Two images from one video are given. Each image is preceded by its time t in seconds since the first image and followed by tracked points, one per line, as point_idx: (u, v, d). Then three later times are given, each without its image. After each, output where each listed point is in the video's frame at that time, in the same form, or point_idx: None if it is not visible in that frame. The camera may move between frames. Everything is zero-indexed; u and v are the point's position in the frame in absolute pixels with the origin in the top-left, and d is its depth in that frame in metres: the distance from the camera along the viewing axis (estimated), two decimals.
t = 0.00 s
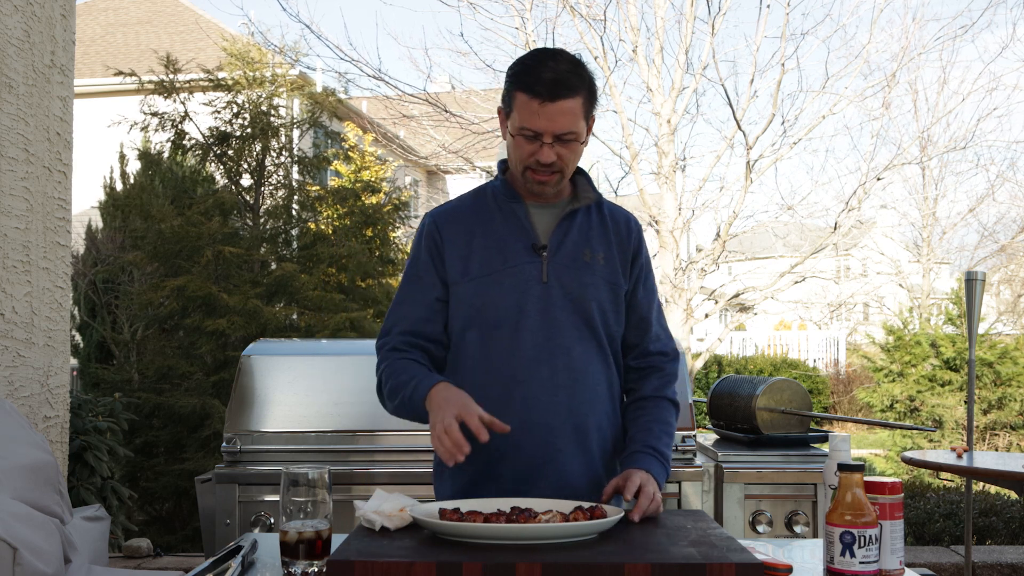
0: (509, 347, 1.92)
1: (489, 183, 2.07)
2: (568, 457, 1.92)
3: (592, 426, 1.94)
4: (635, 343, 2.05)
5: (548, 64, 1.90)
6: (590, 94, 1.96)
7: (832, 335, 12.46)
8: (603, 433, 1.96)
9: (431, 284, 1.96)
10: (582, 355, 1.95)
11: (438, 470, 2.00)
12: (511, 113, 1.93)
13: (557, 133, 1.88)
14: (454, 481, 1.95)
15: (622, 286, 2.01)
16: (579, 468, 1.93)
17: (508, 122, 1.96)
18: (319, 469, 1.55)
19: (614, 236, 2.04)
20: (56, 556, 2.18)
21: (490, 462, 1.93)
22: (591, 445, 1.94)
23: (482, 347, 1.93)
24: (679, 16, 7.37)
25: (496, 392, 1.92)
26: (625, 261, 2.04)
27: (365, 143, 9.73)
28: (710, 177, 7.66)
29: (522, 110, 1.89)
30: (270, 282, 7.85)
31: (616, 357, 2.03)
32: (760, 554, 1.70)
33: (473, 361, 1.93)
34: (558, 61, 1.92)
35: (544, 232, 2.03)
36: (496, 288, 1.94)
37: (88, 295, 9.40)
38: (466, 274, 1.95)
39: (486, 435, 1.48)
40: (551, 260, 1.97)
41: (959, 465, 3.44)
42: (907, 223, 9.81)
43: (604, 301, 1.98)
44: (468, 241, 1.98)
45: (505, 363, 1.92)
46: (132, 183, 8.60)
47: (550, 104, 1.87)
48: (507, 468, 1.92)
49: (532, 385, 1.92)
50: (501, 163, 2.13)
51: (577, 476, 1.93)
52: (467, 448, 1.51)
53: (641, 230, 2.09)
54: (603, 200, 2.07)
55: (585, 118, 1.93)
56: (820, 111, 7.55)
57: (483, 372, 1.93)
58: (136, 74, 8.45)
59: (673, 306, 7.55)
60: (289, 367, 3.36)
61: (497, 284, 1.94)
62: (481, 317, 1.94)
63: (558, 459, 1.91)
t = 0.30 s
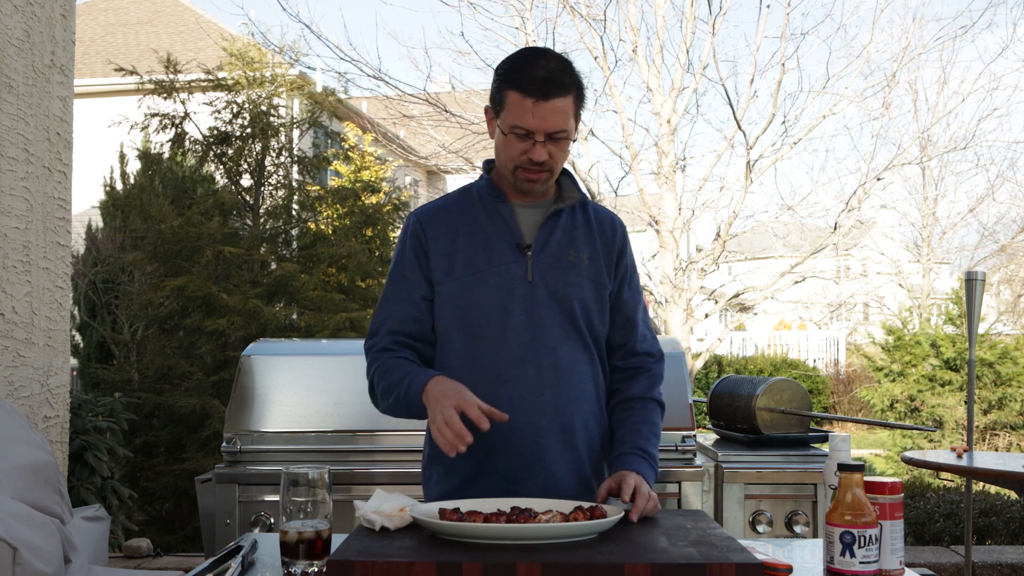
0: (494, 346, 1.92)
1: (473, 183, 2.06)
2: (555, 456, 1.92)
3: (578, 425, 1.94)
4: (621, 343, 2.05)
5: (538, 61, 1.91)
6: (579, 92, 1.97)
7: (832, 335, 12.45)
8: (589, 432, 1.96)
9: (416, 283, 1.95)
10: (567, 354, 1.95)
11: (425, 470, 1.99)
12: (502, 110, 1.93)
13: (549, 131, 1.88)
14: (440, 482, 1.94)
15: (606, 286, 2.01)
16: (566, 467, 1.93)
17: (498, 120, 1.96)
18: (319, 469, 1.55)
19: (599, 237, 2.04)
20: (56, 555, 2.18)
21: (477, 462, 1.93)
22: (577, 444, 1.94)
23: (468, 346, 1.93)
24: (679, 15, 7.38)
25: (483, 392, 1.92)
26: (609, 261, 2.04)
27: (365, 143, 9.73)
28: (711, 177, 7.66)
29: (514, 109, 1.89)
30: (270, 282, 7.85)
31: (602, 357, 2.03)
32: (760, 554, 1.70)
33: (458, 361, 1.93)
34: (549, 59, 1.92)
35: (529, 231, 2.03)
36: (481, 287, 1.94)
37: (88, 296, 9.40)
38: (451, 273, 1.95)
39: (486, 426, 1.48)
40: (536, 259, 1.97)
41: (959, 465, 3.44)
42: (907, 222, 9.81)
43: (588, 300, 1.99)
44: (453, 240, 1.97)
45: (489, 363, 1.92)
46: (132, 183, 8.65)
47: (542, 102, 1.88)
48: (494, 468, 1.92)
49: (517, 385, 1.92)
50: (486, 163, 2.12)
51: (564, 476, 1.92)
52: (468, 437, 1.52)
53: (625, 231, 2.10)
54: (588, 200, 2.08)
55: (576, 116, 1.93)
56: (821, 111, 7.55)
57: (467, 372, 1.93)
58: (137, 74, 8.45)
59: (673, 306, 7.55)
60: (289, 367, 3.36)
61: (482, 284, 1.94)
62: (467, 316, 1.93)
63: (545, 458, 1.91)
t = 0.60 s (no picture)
0: (478, 346, 1.92)
1: (459, 182, 2.07)
2: (536, 456, 1.92)
3: (559, 425, 1.95)
4: (606, 344, 2.07)
5: (527, 61, 1.91)
6: (567, 92, 1.98)
7: (832, 336, 12.44)
8: (570, 433, 1.97)
9: (401, 282, 1.94)
10: (550, 355, 1.95)
11: (407, 470, 1.99)
12: (490, 111, 1.93)
13: (539, 131, 1.89)
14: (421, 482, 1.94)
15: (591, 286, 2.02)
16: (547, 468, 1.93)
17: (486, 120, 1.95)
18: (319, 470, 1.55)
19: (584, 238, 2.05)
20: (56, 555, 2.17)
21: (458, 461, 1.93)
22: (558, 444, 1.95)
23: (451, 345, 1.93)
24: (679, 16, 7.38)
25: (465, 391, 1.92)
26: (594, 262, 2.05)
27: (365, 144, 9.74)
28: (710, 177, 7.65)
29: (504, 108, 1.89)
30: (270, 282, 7.84)
31: (586, 358, 2.04)
32: (760, 554, 1.70)
33: (441, 360, 1.93)
34: (536, 58, 1.92)
35: (514, 231, 2.03)
36: (465, 286, 1.94)
37: (88, 296, 9.40)
38: (435, 272, 1.95)
39: (474, 423, 1.48)
40: (520, 259, 1.97)
41: (959, 465, 3.44)
42: (907, 222, 9.83)
43: (572, 301, 1.99)
44: (438, 239, 1.98)
45: (473, 363, 1.92)
46: (133, 182, 8.68)
47: (531, 102, 1.88)
48: (475, 468, 1.92)
49: (500, 384, 1.92)
50: (472, 163, 2.12)
51: (545, 477, 1.93)
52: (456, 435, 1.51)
53: (609, 232, 2.11)
54: (573, 201, 2.08)
55: (563, 115, 1.94)
56: (821, 111, 7.55)
57: (451, 371, 1.93)
58: (137, 74, 8.44)
59: (673, 306, 7.55)
60: (288, 367, 3.36)
61: (465, 283, 1.94)
62: (450, 315, 1.93)
63: (526, 458, 1.91)
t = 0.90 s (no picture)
0: (456, 354, 1.93)
1: (437, 188, 2.07)
2: (506, 465, 1.95)
3: (531, 434, 1.98)
4: (579, 352, 2.11)
5: (519, 74, 1.92)
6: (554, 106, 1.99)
7: (832, 336, 12.45)
8: (541, 441, 2.00)
9: (379, 286, 1.93)
10: (526, 365, 1.98)
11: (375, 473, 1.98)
12: (480, 122, 1.93)
13: (529, 145, 1.90)
14: (392, 484, 1.92)
15: (566, 297, 2.06)
16: (517, 476, 1.97)
17: (475, 130, 1.95)
18: (319, 469, 1.55)
19: (560, 248, 2.09)
20: (56, 556, 2.18)
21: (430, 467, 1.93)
22: (529, 453, 1.98)
23: (428, 352, 1.93)
24: (679, 15, 7.39)
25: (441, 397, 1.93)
26: (569, 272, 2.09)
27: (365, 143, 9.73)
28: (710, 177, 7.65)
29: (496, 121, 1.90)
30: (270, 282, 7.83)
31: (559, 367, 2.08)
32: (760, 554, 1.70)
33: (418, 366, 1.93)
34: (527, 71, 1.94)
35: (492, 239, 2.05)
36: (444, 294, 1.94)
37: (88, 296, 9.40)
38: (414, 277, 1.94)
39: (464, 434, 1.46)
40: (499, 269, 1.99)
41: (959, 465, 3.44)
42: (907, 222, 9.83)
43: (549, 311, 2.02)
44: (417, 244, 1.97)
45: (450, 370, 1.93)
46: (133, 183, 8.56)
47: (523, 116, 1.89)
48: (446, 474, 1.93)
49: (476, 393, 1.94)
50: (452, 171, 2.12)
51: (515, 485, 1.96)
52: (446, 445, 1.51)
53: (583, 243, 2.16)
54: (550, 211, 2.11)
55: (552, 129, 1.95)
56: (821, 111, 7.55)
57: (427, 378, 1.93)
58: (137, 74, 8.44)
59: (673, 306, 7.54)
60: (288, 367, 3.36)
61: (444, 290, 1.95)
62: (427, 322, 1.93)
63: (497, 466, 1.95)
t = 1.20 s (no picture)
0: (440, 352, 1.93)
1: (422, 186, 2.07)
2: (492, 462, 1.96)
3: (515, 431, 1.98)
4: (565, 349, 2.12)
5: (510, 74, 1.92)
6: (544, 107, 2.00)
7: (832, 336, 12.45)
8: (526, 438, 2.01)
9: (365, 283, 1.93)
10: (510, 362, 1.98)
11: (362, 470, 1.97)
12: (469, 121, 1.93)
13: (519, 145, 1.91)
14: (379, 481, 1.92)
15: (550, 294, 2.07)
16: (502, 474, 1.97)
17: (462, 129, 1.95)
18: (319, 470, 1.55)
19: (545, 246, 2.09)
20: (56, 555, 2.17)
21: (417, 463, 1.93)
22: (514, 450, 1.98)
23: (413, 350, 1.93)
24: (679, 16, 7.40)
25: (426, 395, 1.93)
26: (553, 270, 2.10)
27: (366, 143, 9.74)
28: (710, 177, 7.64)
29: (485, 121, 1.90)
30: (270, 282, 7.83)
31: (545, 365, 2.08)
32: (760, 554, 1.70)
33: (402, 363, 1.93)
34: (518, 71, 1.94)
35: (476, 237, 2.05)
36: (429, 291, 1.94)
37: (88, 295, 9.40)
38: (399, 274, 1.94)
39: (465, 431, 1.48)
40: (483, 266, 1.99)
41: (959, 465, 3.44)
42: (907, 222, 9.84)
43: (533, 309, 2.03)
44: (402, 241, 1.97)
45: (434, 368, 1.93)
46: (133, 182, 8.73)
47: (513, 116, 1.90)
48: (434, 471, 1.93)
49: (460, 390, 1.94)
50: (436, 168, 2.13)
51: (501, 483, 1.96)
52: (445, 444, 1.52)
53: (568, 241, 2.16)
54: (535, 209, 2.12)
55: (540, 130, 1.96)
56: (820, 111, 7.55)
57: (412, 376, 1.93)
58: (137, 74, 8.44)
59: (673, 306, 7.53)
60: (288, 367, 3.36)
61: (429, 287, 1.95)
62: (412, 319, 1.93)
63: (482, 464, 1.95)
